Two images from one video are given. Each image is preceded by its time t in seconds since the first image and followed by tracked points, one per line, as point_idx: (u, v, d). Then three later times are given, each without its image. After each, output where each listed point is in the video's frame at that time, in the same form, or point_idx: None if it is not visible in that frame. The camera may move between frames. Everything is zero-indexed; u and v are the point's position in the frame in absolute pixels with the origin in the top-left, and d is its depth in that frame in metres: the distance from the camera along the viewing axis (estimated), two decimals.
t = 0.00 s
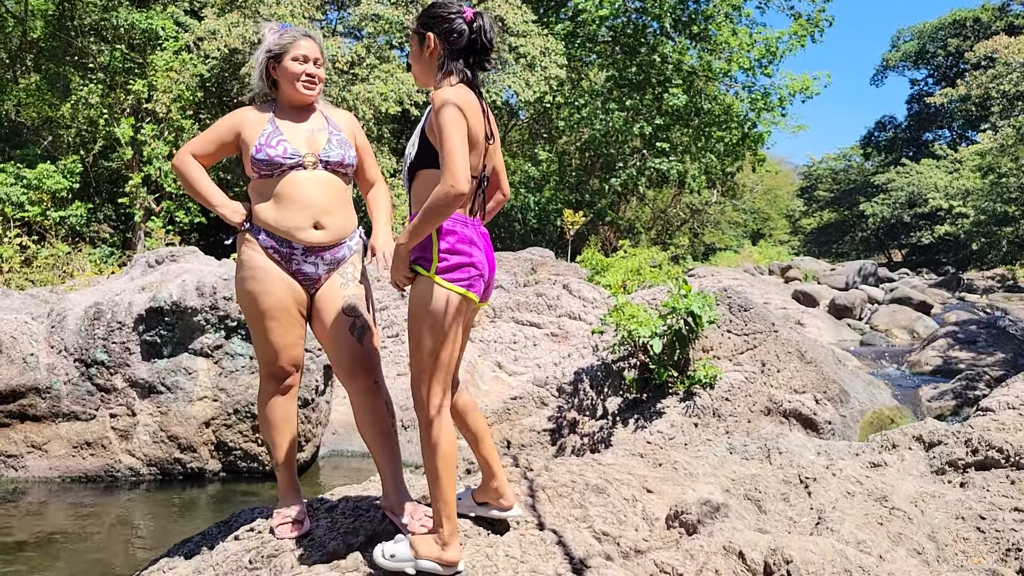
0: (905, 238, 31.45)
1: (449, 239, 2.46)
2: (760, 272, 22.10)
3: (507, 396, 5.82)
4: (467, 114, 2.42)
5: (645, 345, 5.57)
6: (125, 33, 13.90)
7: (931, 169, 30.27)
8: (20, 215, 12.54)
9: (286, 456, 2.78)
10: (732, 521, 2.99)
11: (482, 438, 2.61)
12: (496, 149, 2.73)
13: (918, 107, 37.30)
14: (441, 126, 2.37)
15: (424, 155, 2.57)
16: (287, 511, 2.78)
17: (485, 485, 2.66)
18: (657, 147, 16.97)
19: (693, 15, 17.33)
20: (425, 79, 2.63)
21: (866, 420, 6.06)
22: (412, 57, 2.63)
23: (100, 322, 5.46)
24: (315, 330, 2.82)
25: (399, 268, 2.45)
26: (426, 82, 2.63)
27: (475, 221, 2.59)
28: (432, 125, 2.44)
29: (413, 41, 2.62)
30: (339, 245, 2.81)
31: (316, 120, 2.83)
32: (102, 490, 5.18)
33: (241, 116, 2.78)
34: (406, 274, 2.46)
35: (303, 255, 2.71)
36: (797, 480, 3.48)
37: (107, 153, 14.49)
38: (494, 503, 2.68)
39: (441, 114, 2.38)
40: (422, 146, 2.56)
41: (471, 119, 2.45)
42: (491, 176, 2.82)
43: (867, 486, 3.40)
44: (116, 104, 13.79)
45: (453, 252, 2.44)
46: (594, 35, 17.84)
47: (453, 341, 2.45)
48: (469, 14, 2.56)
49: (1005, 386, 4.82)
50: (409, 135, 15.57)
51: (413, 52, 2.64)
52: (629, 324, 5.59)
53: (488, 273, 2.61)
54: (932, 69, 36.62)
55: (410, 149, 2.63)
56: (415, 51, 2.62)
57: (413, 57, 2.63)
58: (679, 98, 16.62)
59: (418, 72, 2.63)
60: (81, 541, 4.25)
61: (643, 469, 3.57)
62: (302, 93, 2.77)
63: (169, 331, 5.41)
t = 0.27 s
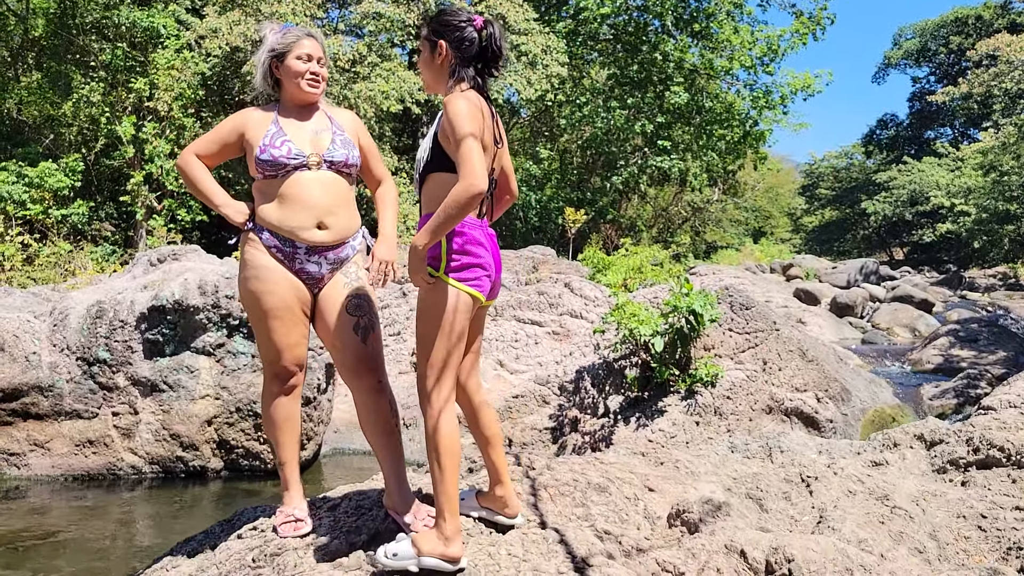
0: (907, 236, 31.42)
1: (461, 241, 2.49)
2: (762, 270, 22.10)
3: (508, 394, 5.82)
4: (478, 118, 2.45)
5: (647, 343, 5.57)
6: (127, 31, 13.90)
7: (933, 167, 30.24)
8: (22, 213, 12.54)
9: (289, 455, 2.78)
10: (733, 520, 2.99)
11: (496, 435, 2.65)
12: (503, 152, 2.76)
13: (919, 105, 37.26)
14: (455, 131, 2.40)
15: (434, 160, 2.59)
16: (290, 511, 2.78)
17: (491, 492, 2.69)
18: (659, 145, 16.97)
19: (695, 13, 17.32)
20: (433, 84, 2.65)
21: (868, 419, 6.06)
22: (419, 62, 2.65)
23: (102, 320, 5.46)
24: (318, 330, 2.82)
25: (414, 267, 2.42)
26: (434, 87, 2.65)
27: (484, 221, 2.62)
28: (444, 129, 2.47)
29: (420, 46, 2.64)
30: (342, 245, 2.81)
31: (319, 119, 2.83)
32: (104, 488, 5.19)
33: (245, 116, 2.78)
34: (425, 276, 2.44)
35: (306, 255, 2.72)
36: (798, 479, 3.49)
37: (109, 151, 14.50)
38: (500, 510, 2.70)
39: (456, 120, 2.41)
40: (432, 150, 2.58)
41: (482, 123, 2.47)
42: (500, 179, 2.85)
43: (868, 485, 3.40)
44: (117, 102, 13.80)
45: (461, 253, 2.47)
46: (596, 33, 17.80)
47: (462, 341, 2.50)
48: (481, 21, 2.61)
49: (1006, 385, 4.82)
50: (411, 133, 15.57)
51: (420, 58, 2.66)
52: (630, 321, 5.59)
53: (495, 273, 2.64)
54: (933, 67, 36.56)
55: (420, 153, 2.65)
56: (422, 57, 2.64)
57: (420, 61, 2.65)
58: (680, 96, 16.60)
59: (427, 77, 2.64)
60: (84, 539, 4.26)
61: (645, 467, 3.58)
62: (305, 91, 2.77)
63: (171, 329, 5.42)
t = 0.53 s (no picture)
0: (908, 233, 31.40)
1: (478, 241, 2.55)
2: (763, 268, 22.09)
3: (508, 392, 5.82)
4: (490, 121, 2.51)
5: (646, 341, 5.58)
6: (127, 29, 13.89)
7: (935, 164, 30.19)
8: (23, 211, 12.54)
9: (288, 452, 2.79)
10: (731, 516, 2.98)
11: (500, 434, 2.65)
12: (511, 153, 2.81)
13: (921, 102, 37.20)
14: (466, 130, 2.46)
15: (448, 162, 2.63)
16: (288, 507, 2.78)
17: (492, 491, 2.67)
18: (660, 142, 16.95)
19: (696, 10, 17.30)
20: (441, 90, 2.70)
21: (868, 416, 6.06)
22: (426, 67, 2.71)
23: (103, 318, 5.47)
24: (317, 327, 2.82)
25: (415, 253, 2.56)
26: (444, 92, 2.70)
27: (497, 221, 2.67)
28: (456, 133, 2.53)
29: (428, 52, 2.69)
30: (341, 240, 2.81)
31: (317, 115, 2.83)
32: (104, 486, 5.19)
33: (242, 113, 2.78)
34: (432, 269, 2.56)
35: (306, 250, 2.71)
36: (796, 475, 3.49)
37: (110, 149, 14.50)
38: (497, 510, 2.67)
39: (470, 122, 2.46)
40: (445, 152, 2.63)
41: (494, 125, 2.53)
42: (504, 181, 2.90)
43: (866, 481, 3.39)
44: (118, 100, 13.80)
45: (482, 252, 2.53)
46: (597, 30, 17.78)
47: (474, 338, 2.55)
48: (491, 30, 2.69)
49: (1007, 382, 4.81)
50: (412, 131, 15.56)
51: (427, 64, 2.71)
52: (630, 318, 5.59)
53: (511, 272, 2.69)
54: (935, 65, 36.50)
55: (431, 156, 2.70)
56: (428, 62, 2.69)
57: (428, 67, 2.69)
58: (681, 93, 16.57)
59: (435, 82, 2.69)
60: (83, 536, 4.26)
61: (643, 464, 3.58)
62: (304, 89, 2.78)
63: (171, 326, 5.42)
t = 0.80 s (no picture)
0: (910, 231, 31.37)
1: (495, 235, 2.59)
2: (764, 266, 22.07)
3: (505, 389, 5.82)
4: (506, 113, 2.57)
5: (644, 338, 5.58)
6: (128, 27, 13.89)
7: (937, 162, 30.13)
8: (24, 209, 12.55)
9: (280, 448, 2.79)
10: (725, 512, 2.98)
11: (494, 428, 2.64)
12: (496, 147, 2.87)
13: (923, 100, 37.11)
14: (493, 121, 2.50)
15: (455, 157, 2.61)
16: (280, 503, 2.78)
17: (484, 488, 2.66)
18: (661, 140, 16.92)
19: (697, 8, 17.26)
20: (439, 85, 2.70)
21: (867, 413, 6.04)
22: (424, 60, 2.68)
23: (101, 315, 5.47)
24: (308, 323, 2.82)
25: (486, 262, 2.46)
26: (441, 87, 2.70)
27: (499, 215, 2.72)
28: (476, 126, 2.54)
29: (424, 45, 2.68)
30: (334, 235, 2.82)
31: (311, 111, 2.83)
32: (102, 483, 5.20)
33: (235, 105, 2.75)
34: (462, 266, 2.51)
35: (300, 245, 2.71)
36: (791, 471, 3.48)
37: (111, 147, 14.50)
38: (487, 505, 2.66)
39: (497, 115, 2.51)
40: (452, 146, 2.62)
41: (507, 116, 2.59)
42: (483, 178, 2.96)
43: (861, 478, 3.39)
44: (119, 98, 13.79)
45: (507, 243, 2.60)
46: (598, 28, 17.81)
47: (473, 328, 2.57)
48: (486, 29, 2.72)
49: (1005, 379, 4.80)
50: (412, 128, 15.55)
51: (423, 57, 2.69)
52: (628, 316, 5.59)
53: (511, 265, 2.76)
54: (937, 62, 36.40)
55: (435, 150, 2.68)
56: (427, 55, 2.67)
57: (425, 60, 2.68)
58: (682, 91, 16.54)
59: (435, 76, 2.68)
60: (80, 532, 4.27)
61: (638, 460, 3.57)
62: (299, 83, 2.77)
63: (169, 324, 5.40)
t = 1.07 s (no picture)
0: (911, 230, 31.35)
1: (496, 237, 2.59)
2: (765, 265, 22.07)
3: (504, 389, 5.82)
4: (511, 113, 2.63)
5: (644, 338, 5.57)
6: (129, 27, 13.90)
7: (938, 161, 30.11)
8: (25, 208, 12.57)
9: (274, 448, 2.79)
10: (720, 512, 2.98)
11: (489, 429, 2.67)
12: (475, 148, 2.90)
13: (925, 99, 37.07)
14: (506, 118, 2.56)
15: (463, 156, 2.60)
16: (273, 503, 2.78)
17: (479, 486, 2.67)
18: (661, 139, 16.92)
19: (698, 7, 17.23)
20: (436, 81, 2.71)
21: (867, 413, 6.04)
22: (424, 56, 2.68)
23: (100, 315, 5.48)
24: (301, 323, 2.82)
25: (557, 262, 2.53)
26: (438, 85, 2.72)
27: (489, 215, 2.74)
28: (490, 124, 2.57)
29: (424, 39, 2.67)
30: (327, 236, 2.82)
31: (307, 113, 2.83)
32: (101, 482, 5.21)
33: (232, 105, 2.76)
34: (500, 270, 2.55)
35: (293, 246, 2.72)
36: (786, 471, 3.48)
37: (112, 147, 14.51)
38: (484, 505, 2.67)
39: (511, 113, 2.56)
40: (460, 143, 2.60)
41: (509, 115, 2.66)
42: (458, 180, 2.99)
43: (857, 477, 3.39)
44: (120, 98, 13.80)
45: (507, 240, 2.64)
46: (599, 27, 17.79)
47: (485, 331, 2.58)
48: (481, 26, 2.73)
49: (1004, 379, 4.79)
50: (413, 128, 15.55)
51: (422, 53, 2.69)
52: (628, 316, 5.59)
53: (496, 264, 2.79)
54: (939, 61, 36.36)
55: (436, 147, 2.65)
56: (427, 51, 2.67)
57: (424, 56, 2.67)
58: (683, 90, 16.53)
59: (434, 73, 2.68)
60: (79, 532, 4.28)
61: (635, 460, 3.57)
62: (295, 85, 2.77)
63: (168, 323, 5.41)
